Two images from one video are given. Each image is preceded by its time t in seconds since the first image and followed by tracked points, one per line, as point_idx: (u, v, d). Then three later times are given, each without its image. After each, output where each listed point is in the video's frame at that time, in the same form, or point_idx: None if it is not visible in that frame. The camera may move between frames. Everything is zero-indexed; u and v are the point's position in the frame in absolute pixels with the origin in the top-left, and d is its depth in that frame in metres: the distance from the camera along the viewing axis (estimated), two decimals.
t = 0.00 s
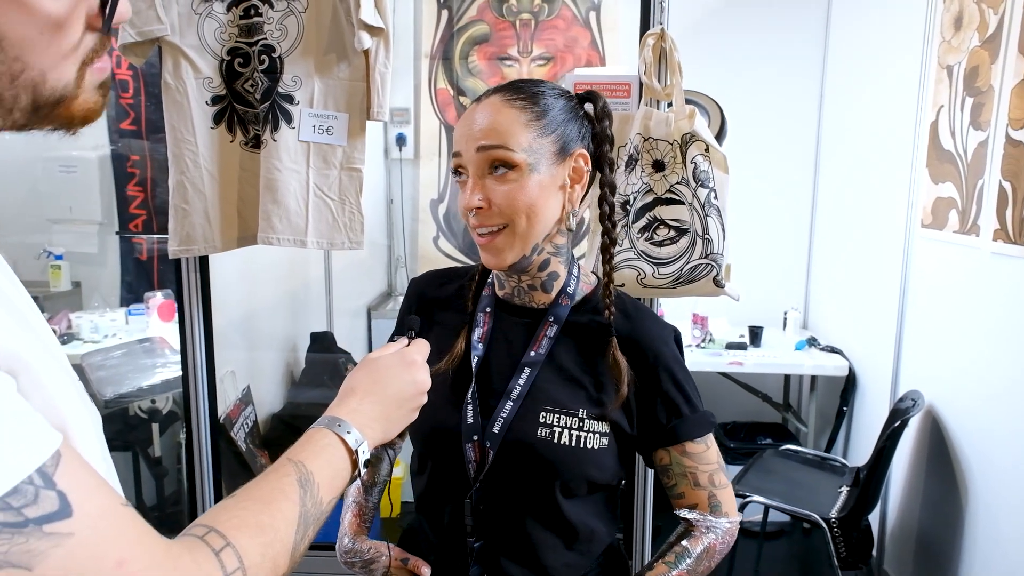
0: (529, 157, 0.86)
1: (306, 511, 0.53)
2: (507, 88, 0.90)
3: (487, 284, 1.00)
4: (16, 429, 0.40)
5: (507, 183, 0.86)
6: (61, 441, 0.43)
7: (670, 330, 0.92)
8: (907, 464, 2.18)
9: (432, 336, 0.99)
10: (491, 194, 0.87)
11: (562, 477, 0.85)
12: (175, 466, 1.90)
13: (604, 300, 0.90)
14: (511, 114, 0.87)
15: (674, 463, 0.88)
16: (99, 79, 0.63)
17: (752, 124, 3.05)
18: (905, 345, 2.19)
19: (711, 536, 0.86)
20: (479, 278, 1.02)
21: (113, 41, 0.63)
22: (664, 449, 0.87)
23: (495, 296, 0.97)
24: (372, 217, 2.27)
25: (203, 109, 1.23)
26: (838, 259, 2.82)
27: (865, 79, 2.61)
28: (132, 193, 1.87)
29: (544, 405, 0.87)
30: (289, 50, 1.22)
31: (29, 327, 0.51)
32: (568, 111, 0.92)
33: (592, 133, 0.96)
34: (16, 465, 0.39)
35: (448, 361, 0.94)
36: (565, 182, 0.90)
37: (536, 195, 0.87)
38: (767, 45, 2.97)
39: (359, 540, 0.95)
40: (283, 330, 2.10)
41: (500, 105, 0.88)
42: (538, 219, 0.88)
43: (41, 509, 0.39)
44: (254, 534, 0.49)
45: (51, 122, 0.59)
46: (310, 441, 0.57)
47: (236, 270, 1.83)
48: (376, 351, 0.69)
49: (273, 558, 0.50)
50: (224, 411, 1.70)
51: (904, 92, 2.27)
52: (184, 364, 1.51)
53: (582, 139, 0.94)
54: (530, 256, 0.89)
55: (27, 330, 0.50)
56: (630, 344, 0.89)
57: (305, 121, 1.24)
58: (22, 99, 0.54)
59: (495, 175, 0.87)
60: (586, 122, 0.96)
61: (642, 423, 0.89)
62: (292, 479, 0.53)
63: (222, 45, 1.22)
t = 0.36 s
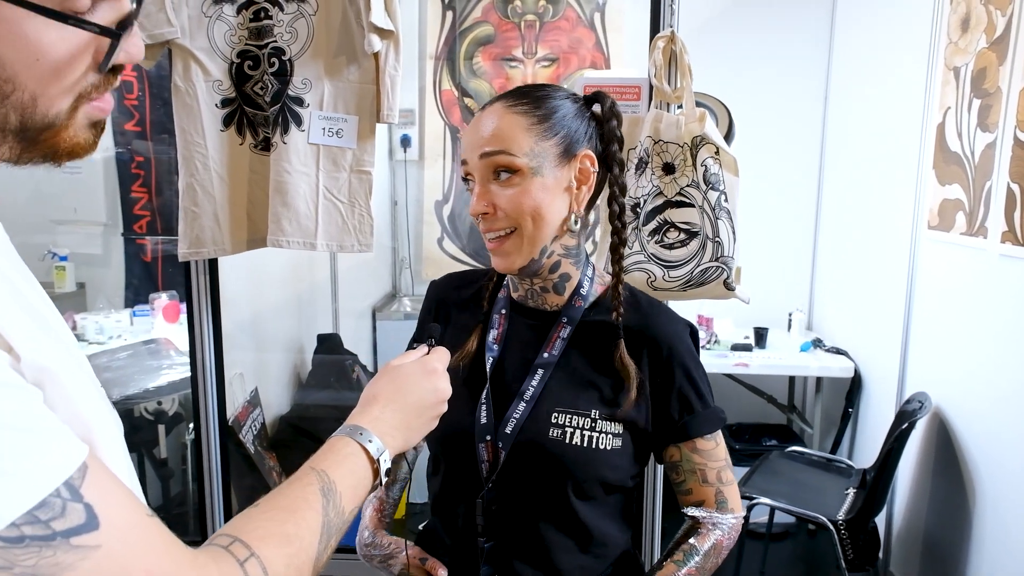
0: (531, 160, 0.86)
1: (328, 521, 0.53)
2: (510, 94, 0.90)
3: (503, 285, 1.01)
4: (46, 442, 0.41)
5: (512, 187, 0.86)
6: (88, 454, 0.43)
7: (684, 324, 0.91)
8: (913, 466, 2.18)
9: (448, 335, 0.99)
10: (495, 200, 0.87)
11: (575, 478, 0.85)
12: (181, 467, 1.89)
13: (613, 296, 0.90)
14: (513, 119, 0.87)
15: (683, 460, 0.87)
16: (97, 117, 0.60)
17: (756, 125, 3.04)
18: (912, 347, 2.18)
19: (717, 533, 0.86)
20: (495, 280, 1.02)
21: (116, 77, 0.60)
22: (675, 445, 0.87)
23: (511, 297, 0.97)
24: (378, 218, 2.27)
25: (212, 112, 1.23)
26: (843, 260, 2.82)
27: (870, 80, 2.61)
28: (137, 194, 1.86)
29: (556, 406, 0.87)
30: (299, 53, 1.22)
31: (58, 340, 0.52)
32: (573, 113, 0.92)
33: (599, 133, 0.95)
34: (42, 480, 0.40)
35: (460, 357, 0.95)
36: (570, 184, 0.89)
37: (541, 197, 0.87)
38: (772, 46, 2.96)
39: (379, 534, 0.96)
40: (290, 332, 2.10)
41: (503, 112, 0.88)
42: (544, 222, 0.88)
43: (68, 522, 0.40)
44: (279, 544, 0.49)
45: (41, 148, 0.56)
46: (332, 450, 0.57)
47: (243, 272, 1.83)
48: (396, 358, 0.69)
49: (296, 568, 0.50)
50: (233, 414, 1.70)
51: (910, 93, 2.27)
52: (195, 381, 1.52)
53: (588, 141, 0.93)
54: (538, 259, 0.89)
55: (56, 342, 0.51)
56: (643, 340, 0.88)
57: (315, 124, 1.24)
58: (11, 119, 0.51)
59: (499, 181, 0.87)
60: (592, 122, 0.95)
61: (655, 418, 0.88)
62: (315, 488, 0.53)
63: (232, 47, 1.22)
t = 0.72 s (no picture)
0: (563, 166, 0.87)
1: (353, 529, 0.53)
2: (544, 99, 0.91)
3: (526, 289, 1.00)
4: (85, 452, 0.42)
5: (542, 192, 0.87)
6: (126, 464, 0.45)
7: (699, 315, 0.91)
8: (919, 467, 2.18)
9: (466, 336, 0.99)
10: (525, 204, 0.88)
11: (596, 479, 0.86)
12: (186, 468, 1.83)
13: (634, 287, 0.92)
14: (548, 124, 0.88)
15: (704, 454, 0.87)
16: (132, 128, 0.59)
17: (760, 127, 3.04)
18: (917, 349, 2.18)
19: (740, 533, 0.86)
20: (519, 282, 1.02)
21: (148, 89, 0.59)
22: (694, 439, 0.87)
23: (531, 300, 0.97)
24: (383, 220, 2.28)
25: (223, 115, 1.24)
26: (847, 262, 2.82)
27: (875, 81, 2.61)
28: (142, 196, 1.85)
29: (578, 407, 0.87)
30: (310, 57, 1.23)
31: (80, 335, 0.54)
32: (606, 121, 0.92)
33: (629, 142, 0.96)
34: (84, 492, 0.41)
35: (482, 361, 0.94)
36: (599, 192, 0.90)
37: (570, 204, 0.88)
38: (775, 47, 2.96)
39: (393, 544, 0.95)
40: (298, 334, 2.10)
41: (538, 116, 0.88)
42: (571, 228, 0.89)
43: (111, 532, 0.41)
44: (308, 552, 0.49)
45: (73, 164, 0.55)
46: (354, 457, 0.57)
47: (254, 274, 1.83)
48: (413, 364, 0.70)
49: None
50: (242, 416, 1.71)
51: (915, 95, 2.27)
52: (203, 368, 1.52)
53: (620, 149, 0.94)
54: (562, 264, 0.90)
55: (82, 344, 0.53)
56: (658, 330, 0.89)
57: (326, 127, 1.24)
58: (35, 127, 0.50)
59: (530, 185, 0.88)
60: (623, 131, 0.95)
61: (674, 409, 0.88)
62: (339, 496, 0.53)
63: (243, 51, 1.23)
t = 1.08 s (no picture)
0: (594, 180, 0.87)
1: (360, 528, 0.54)
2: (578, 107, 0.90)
3: (534, 291, 1.01)
4: (101, 451, 0.42)
5: (572, 203, 0.87)
6: (139, 462, 0.46)
7: (707, 325, 0.93)
8: (911, 466, 2.20)
9: (471, 340, 0.99)
10: (553, 214, 0.88)
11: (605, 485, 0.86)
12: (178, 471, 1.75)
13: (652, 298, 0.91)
14: (583, 134, 0.87)
15: (708, 458, 0.89)
16: (149, 116, 0.59)
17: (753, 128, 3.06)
18: (909, 348, 2.20)
19: (739, 529, 0.88)
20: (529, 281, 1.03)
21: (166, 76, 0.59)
22: (699, 444, 0.89)
23: (541, 305, 0.98)
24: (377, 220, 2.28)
25: (220, 116, 1.23)
26: (839, 262, 2.84)
27: (867, 81, 2.62)
28: (134, 196, 1.83)
29: (591, 413, 0.88)
30: (307, 57, 1.22)
31: (82, 326, 0.54)
32: (635, 132, 0.93)
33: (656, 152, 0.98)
34: (100, 492, 0.41)
35: (490, 364, 0.94)
36: (625, 205, 0.91)
37: (597, 218, 0.88)
38: (768, 49, 2.98)
39: (396, 544, 0.96)
40: (294, 334, 2.09)
41: (573, 124, 0.88)
42: (595, 241, 0.90)
43: (127, 529, 0.42)
44: (316, 551, 0.50)
45: (93, 155, 0.55)
46: (358, 457, 0.58)
47: (251, 275, 1.82)
48: (413, 364, 0.70)
49: None
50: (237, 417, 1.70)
51: (907, 97, 2.29)
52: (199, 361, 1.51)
53: (645, 161, 0.95)
54: (583, 274, 0.91)
55: (90, 341, 0.53)
56: (671, 339, 0.90)
57: (323, 128, 1.24)
58: (61, 123, 0.50)
59: (560, 196, 0.88)
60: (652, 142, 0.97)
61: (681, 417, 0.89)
62: (345, 496, 0.54)
63: (240, 51, 1.22)
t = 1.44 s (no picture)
0: (615, 196, 0.87)
1: (357, 524, 0.54)
2: (598, 116, 0.87)
3: (515, 292, 1.01)
4: (98, 448, 0.42)
5: (594, 220, 0.87)
6: (136, 459, 0.45)
7: (693, 330, 0.95)
8: (894, 463, 2.23)
9: (459, 346, 0.99)
10: (576, 231, 0.87)
11: (596, 485, 0.87)
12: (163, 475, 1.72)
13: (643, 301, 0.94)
14: (605, 148, 0.86)
15: (702, 463, 0.91)
16: (133, 109, 0.60)
17: (738, 128, 3.08)
18: (891, 346, 2.24)
19: (739, 533, 0.88)
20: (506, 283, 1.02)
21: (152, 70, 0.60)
22: (693, 449, 0.91)
23: (524, 306, 0.98)
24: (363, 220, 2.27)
25: (207, 116, 1.22)
26: (822, 261, 2.87)
27: (850, 83, 2.66)
28: (116, 196, 1.80)
29: (577, 413, 0.88)
30: (295, 56, 1.22)
31: (73, 323, 0.53)
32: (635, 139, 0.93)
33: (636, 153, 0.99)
34: (97, 489, 0.41)
35: (481, 379, 0.94)
36: (627, 215, 0.93)
37: (612, 231, 0.90)
38: (753, 49, 3.00)
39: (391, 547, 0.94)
40: (280, 335, 2.08)
41: (597, 137, 0.85)
42: (605, 253, 0.91)
43: (125, 525, 0.42)
44: (314, 547, 0.50)
45: (82, 149, 0.56)
46: (353, 454, 0.58)
47: (238, 275, 1.81)
48: (406, 361, 0.70)
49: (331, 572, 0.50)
50: (225, 418, 1.68)
51: (888, 98, 2.32)
52: (185, 366, 1.50)
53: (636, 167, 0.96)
54: (587, 284, 0.93)
55: (82, 340, 0.52)
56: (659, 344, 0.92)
57: (311, 128, 1.23)
58: (57, 119, 0.50)
59: (583, 212, 0.86)
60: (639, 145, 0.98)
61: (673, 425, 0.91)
62: (341, 493, 0.54)
63: (228, 50, 1.21)
